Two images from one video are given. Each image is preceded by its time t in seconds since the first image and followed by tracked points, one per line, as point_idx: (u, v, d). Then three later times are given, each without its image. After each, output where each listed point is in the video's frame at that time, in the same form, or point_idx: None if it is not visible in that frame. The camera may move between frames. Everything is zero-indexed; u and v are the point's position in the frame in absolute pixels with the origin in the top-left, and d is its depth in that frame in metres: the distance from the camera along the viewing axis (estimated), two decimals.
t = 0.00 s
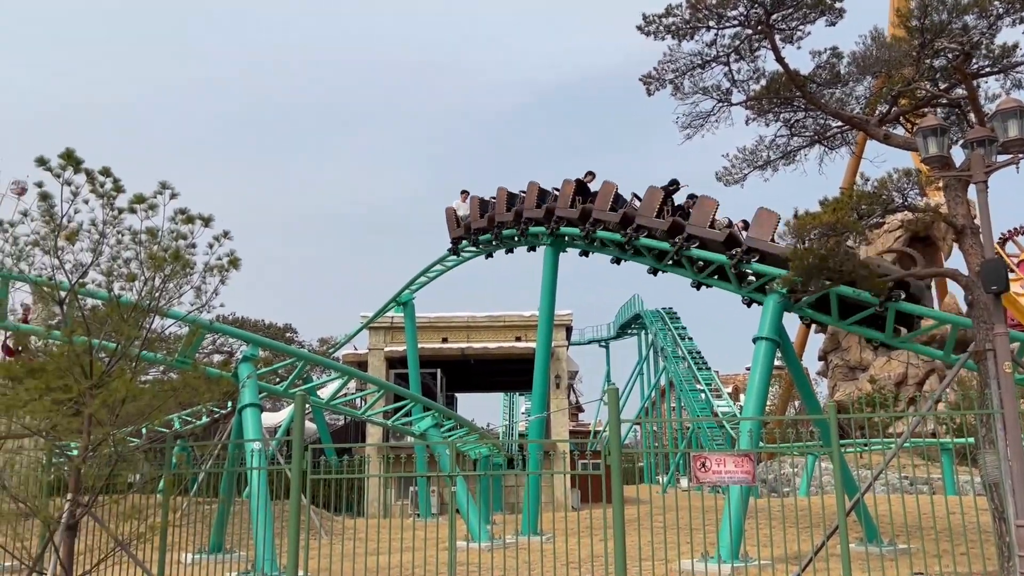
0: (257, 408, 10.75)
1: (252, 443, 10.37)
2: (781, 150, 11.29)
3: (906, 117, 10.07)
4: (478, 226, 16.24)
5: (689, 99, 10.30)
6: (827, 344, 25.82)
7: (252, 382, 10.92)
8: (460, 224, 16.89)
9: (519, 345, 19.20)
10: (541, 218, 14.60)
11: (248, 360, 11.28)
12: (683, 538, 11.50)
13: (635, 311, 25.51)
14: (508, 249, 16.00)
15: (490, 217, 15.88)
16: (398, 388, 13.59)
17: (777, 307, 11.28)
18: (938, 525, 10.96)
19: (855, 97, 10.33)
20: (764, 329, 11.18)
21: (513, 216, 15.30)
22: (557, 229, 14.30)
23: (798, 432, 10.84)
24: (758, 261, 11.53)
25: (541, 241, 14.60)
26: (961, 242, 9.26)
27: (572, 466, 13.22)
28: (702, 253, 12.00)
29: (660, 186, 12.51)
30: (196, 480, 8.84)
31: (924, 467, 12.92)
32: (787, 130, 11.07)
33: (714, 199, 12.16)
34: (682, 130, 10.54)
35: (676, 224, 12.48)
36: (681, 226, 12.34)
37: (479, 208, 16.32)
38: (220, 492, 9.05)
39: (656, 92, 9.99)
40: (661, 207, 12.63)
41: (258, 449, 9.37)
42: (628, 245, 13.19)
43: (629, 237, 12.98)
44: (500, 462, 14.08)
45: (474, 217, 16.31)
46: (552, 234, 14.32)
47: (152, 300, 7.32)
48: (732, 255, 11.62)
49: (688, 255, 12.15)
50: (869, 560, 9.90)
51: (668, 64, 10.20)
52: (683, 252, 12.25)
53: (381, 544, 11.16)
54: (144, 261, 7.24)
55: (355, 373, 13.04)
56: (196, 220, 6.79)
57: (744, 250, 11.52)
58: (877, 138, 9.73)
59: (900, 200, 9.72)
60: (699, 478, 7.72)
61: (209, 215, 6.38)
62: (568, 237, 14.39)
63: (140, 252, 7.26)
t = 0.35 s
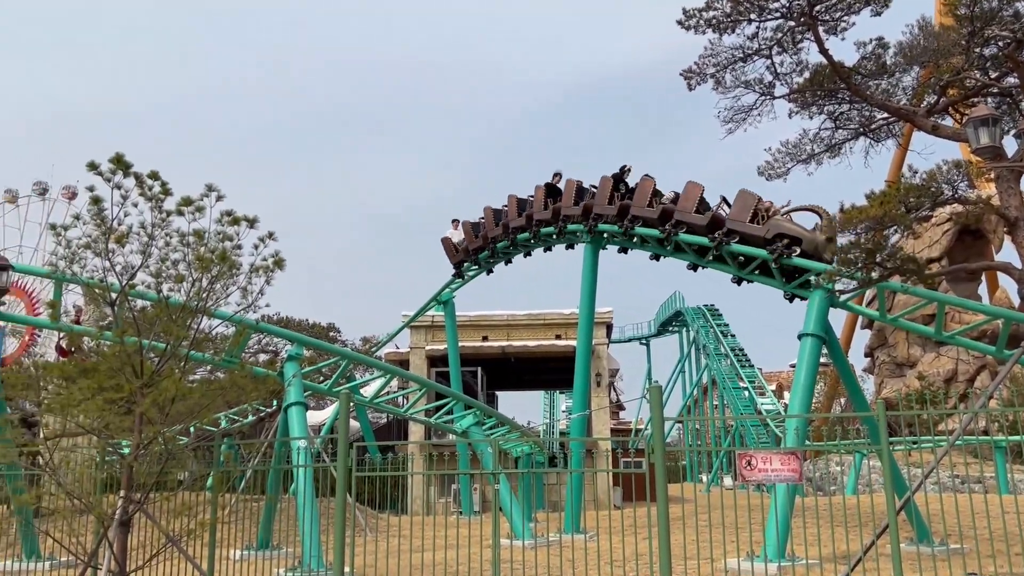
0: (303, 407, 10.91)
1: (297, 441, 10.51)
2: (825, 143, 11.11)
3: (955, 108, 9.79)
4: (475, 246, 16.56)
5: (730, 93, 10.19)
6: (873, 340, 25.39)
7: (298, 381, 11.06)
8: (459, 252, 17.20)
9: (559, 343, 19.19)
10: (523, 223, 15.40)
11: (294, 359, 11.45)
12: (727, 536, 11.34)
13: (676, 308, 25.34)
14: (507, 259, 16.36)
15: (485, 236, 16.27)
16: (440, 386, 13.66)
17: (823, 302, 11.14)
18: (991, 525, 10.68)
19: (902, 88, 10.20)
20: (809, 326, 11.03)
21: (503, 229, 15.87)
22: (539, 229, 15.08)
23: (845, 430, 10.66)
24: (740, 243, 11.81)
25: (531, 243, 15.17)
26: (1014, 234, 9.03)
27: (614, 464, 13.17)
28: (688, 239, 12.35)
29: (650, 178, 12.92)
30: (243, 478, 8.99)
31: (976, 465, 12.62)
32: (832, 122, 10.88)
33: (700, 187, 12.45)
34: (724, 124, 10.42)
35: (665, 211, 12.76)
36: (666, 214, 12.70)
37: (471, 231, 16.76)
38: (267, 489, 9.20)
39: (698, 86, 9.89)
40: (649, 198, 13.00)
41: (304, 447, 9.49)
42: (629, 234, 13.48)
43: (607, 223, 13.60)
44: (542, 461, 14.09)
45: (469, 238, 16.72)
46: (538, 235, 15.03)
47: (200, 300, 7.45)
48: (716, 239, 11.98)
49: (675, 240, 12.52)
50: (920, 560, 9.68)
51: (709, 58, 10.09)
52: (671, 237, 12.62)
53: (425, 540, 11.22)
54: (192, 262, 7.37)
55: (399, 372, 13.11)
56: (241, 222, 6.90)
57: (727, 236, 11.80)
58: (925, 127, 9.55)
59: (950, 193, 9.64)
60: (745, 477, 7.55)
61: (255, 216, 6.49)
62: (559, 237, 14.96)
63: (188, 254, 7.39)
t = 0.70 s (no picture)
0: (341, 403, 11.03)
1: (336, 437, 10.63)
2: (865, 135, 10.94)
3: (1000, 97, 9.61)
4: (477, 270, 16.18)
5: (768, 86, 10.08)
6: (914, 335, 24.96)
7: (335, 377, 11.18)
8: (458, 278, 16.78)
9: (594, 340, 19.15)
10: (519, 236, 15.52)
11: (332, 356, 11.58)
12: (766, 535, 11.22)
13: (711, 304, 25.16)
14: (507, 276, 16.30)
15: (484, 258, 16.08)
16: (475, 382, 13.67)
17: (863, 296, 10.98)
18: None
19: (944, 78, 10.01)
20: (850, 321, 10.88)
21: (501, 247, 15.82)
22: (534, 240, 15.26)
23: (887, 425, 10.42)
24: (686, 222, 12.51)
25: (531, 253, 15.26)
26: None
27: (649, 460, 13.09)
28: (646, 223, 13.08)
29: (615, 173, 13.52)
30: (282, 474, 9.03)
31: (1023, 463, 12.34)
32: (871, 114, 10.71)
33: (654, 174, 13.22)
34: (761, 117, 10.35)
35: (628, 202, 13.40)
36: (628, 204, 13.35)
37: (471, 256, 16.44)
38: (306, 485, 9.27)
39: (734, 78, 9.79)
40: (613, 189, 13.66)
41: (342, 443, 9.59)
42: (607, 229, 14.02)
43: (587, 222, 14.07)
44: (578, 457, 14.07)
45: (468, 264, 16.37)
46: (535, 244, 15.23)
47: (241, 298, 7.56)
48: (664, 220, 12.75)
49: (637, 227, 13.24)
50: (966, 560, 9.49)
51: (745, 50, 9.99)
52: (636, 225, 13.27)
53: (462, 536, 11.27)
54: (233, 261, 7.47)
55: (434, 368, 13.17)
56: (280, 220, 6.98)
57: (672, 215, 12.58)
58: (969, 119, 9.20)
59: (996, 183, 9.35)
60: (785, 474, 7.24)
61: (294, 215, 6.53)
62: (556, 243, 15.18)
63: (229, 252, 7.50)
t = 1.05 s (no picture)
0: (375, 397, 11.13)
1: (369, 430, 10.72)
2: (903, 126, 10.75)
3: None
4: (480, 293, 16.79)
5: (803, 77, 9.94)
6: (953, 330, 24.53)
7: (369, 371, 11.28)
8: (459, 304, 17.26)
9: (626, 334, 19.09)
10: (519, 254, 16.19)
11: (366, 350, 11.68)
12: (801, 531, 11.11)
13: (745, 298, 24.96)
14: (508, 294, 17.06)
15: (486, 281, 16.62)
16: (507, 376, 13.68)
17: (901, 290, 10.82)
18: None
19: (986, 67, 9.78)
20: (887, 315, 10.72)
21: (501, 269, 16.42)
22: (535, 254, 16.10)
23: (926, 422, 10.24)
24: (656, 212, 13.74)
25: (534, 264, 16.00)
26: None
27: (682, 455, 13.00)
28: (624, 220, 14.38)
29: (594, 178, 14.81)
30: (316, 467, 9.12)
31: None
32: (910, 105, 10.53)
33: (625, 172, 14.38)
34: (796, 109, 10.22)
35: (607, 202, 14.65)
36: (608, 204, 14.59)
37: (471, 280, 17.01)
38: (341, 478, 9.35)
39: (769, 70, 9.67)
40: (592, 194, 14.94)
41: (376, 436, 9.66)
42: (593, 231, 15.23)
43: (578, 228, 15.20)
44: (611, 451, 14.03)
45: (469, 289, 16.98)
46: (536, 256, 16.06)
47: (276, 293, 7.65)
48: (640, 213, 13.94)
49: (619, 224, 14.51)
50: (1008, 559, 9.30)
51: (780, 42, 9.87)
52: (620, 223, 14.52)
53: (495, 530, 11.29)
54: (269, 256, 7.56)
55: (466, 363, 13.22)
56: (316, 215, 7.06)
57: (643, 208, 13.79)
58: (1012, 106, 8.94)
59: None
60: (823, 470, 7.02)
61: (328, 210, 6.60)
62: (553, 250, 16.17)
63: (265, 248, 7.59)
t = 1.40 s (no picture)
0: (405, 388, 11.21)
1: (400, 421, 10.81)
2: (939, 116, 10.57)
3: None
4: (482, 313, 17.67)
5: (837, 67, 9.81)
6: (990, 324, 24.08)
7: (399, 363, 11.36)
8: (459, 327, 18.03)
9: (656, 328, 19.04)
10: (519, 275, 16.96)
11: (396, 342, 11.78)
12: (833, 527, 11.02)
13: (776, 292, 24.75)
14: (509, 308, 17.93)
15: (485, 302, 17.50)
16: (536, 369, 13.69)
17: (936, 282, 10.66)
18: None
19: None
20: (922, 308, 10.57)
21: (503, 290, 17.31)
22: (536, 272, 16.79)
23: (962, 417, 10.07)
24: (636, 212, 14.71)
25: (535, 280, 16.69)
26: None
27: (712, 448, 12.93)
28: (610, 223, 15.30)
29: (578, 193, 15.75)
30: (348, 458, 9.21)
31: None
32: (947, 95, 10.34)
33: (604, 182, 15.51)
34: (830, 99, 10.08)
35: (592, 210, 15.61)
36: (595, 214, 15.55)
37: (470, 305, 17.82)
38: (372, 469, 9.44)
39: (802, 60, 9.56)
40: (580, 207, 15.82)
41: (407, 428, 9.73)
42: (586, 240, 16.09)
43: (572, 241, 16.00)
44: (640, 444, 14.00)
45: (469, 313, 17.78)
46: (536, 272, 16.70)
47: (308, 286, 7.74)
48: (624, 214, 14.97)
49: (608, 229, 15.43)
50: None
51: (813, 31, 9.75)
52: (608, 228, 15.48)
53: (524, 522, 11.33)
54: (301, 249, 7.64)
55: (495, 355, 13.26)
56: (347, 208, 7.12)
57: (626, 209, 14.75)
58: None
59: None
60: (855, 465, 6.89)
61: (359, 204, 6.66)
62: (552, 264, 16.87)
63: (297, 241, 7.66)
